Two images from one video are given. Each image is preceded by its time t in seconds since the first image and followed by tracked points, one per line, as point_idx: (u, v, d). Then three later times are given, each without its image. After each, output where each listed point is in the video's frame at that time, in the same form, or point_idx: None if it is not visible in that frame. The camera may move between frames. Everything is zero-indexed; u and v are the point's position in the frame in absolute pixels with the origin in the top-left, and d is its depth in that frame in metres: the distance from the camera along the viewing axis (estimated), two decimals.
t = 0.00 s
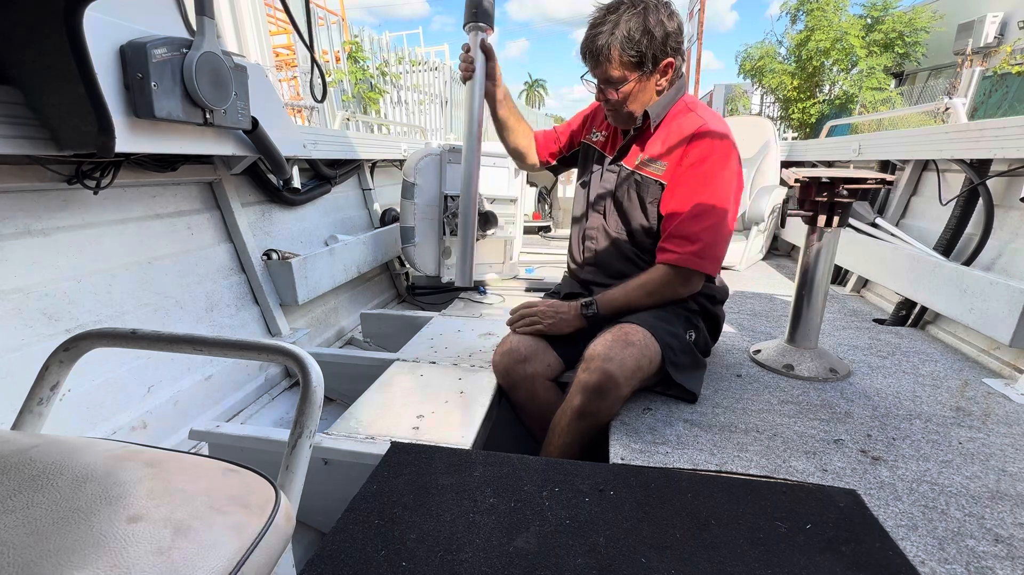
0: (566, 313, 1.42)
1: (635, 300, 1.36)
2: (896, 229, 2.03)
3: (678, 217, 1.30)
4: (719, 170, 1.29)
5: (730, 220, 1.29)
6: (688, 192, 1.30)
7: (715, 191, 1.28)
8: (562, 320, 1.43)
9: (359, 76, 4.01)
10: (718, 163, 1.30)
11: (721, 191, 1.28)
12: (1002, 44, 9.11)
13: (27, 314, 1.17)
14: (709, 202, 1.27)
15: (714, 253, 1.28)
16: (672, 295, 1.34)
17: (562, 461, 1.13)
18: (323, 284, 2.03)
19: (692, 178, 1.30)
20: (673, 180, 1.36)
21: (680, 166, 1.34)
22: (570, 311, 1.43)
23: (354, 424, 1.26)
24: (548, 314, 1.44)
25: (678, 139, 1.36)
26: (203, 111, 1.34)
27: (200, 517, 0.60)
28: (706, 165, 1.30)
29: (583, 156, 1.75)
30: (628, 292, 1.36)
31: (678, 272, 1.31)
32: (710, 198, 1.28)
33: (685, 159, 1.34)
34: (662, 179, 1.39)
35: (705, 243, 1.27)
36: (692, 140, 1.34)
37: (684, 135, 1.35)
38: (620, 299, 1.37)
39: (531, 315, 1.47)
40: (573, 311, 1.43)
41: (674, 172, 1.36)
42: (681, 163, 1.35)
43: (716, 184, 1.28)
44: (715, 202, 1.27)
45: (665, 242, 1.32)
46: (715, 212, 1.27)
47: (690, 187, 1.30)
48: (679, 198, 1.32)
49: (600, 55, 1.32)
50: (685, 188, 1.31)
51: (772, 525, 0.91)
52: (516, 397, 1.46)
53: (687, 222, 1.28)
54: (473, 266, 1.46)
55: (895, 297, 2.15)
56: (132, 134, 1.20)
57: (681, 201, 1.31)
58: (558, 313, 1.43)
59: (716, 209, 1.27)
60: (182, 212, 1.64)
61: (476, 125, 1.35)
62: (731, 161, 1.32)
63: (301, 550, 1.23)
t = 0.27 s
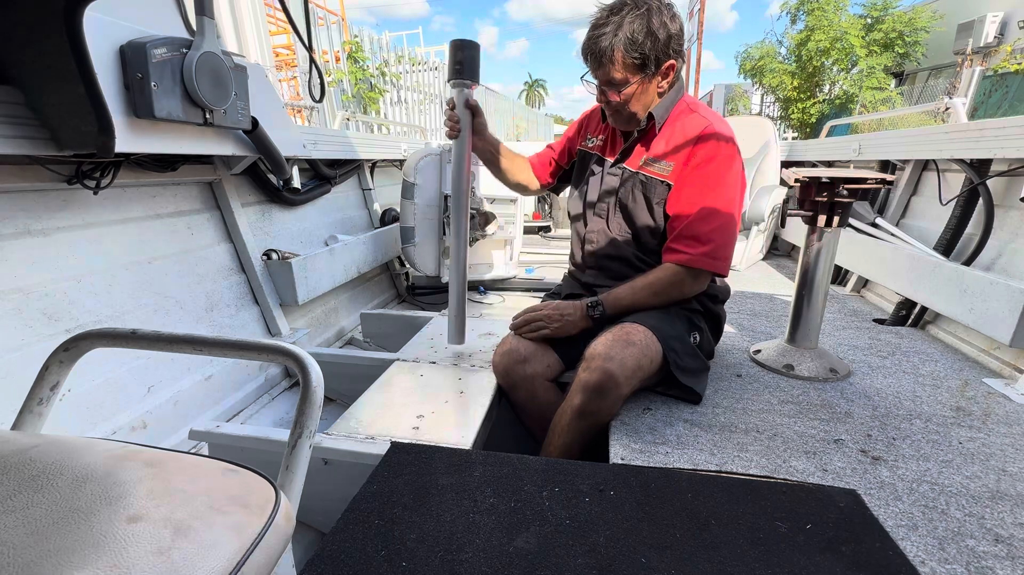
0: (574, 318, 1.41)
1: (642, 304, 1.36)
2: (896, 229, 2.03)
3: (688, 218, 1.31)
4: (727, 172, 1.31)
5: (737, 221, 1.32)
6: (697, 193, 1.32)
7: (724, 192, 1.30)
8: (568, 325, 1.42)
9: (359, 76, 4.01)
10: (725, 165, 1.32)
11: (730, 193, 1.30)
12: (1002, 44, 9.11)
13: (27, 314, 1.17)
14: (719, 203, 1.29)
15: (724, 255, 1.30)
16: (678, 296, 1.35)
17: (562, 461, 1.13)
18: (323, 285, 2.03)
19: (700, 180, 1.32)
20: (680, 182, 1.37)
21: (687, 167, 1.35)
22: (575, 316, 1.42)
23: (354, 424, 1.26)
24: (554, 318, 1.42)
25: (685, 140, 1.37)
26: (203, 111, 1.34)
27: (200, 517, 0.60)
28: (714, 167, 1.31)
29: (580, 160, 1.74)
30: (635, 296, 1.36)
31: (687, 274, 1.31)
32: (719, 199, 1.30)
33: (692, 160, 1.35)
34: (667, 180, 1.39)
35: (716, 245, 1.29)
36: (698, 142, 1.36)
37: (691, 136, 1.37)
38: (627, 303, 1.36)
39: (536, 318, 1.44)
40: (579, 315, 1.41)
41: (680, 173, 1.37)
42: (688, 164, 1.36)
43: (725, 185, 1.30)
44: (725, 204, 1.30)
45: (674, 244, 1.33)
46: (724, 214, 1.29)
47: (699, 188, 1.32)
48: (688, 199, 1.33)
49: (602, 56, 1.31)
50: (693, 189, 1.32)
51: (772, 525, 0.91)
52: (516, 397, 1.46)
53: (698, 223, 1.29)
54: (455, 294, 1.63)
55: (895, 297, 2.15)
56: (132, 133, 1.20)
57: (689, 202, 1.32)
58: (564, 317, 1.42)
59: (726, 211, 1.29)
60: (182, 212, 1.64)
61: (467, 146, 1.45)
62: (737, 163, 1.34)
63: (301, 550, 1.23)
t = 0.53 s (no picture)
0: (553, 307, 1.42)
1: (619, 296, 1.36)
2: (895, 229, 2.03)
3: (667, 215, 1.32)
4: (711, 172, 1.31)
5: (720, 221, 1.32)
6: (678, 192, 1.32)
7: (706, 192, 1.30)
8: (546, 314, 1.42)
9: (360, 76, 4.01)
10: (709, 165, 1.32)
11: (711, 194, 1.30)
12: (1002, 44, 9.11)
13: (27, 314, 1.17)
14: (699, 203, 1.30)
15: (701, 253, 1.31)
16: (655, 292, 1.34)
17: (562, 461, 1.13)
18: (323, 285, 2.03)
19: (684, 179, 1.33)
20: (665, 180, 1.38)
21: (673, 166, 1.36)
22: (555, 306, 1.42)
23: (354, 424, 1.26)
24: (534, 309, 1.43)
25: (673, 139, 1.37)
26: (203, 111, 1.34)
27: (200, 517, 0.60)
28: (698, 167, 1.32)
29: (575, 164, 1.74)
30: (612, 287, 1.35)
31: (665, 266, 1.31)
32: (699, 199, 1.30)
33: (677, 159, 1.36)
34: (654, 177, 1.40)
35: (693, 243, 1.29)
36: (686, 141, 1.35)
37: (679, 135, 1.37)
38: (603, 294, 1.36)
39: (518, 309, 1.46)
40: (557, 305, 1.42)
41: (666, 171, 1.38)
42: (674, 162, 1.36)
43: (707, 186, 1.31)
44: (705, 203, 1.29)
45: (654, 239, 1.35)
46: (705, 213, 1.30)
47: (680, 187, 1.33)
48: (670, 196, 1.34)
49: (596, 59, 1.31)
50: (676, 188, 1.33)
51: (772, 525, 0.91)
52: (516, 397, 1.46)
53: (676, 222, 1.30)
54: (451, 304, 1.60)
55: (895, 297, 2.15)
56: (132, 134, 1.20)
57: (671, 200, 1.33)
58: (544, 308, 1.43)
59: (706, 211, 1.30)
60: (182, 212, 1.64)
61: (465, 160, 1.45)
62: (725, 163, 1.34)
63: (301, 550, 1.23)
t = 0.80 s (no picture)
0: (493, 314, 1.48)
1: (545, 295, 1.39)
2: (896, 229, 2.03)
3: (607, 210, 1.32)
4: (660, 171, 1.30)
5: (659, 222, 1.29)
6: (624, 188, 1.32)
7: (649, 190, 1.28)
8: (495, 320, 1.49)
9: (359, 76, 4.01)
10: (664, 166, 1.30)
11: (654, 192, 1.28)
12: (1002, 44, 9.10)
13: (27, 314, 1.17)
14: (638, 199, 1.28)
15: (632, 251, 1.29)
16: (579, 283, 1.35)
17: (562, 461, 1.13)
18: (323, 285, 2.03)
19: (633, 176, 1.32)
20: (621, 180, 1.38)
21: (630, 165, 1.35)
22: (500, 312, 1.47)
23: (353, 424, 1.26)
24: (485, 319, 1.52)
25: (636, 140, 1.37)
26: (203, 111, 1.34)
27: (200, 517, 0.60)
28: (650, 165, 1.30)
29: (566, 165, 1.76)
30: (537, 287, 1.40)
31: (580, 254, 1.32)
32: (641, 195, 1.28)
33: (633, 158, 1.36)
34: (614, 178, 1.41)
35: (621, 238, 1.28)
36: (645, 141, 1.35)
37: (642, 135, 1.36)
38: (528, 294, 1.41)
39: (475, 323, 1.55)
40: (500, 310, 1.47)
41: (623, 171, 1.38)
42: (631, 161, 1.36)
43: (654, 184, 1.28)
44: (645, 200, 1.27)
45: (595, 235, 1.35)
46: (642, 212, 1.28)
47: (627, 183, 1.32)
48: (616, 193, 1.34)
49: (573, 68, 1.32)
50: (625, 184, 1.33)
51: (772, 525, 0.91)
52: (516, 398, 1.46)
53: (613, 216, 1.29)
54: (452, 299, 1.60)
55: (895, 297, 2.15)
56: (132, 134, 1.20)
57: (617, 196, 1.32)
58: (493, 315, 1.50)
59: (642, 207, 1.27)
60: (182, 212, 1.64)
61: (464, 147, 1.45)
62: (680, 166, 1.31)
63: (301, 550, 1.23)
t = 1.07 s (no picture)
0: (476, 326, 1.49)
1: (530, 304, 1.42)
2: (896, 229, 2.03)
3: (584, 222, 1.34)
4: (628, 175, 1.29)
5: (633, 227, 1.28)
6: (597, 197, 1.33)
7: (619, 196, 1.27)
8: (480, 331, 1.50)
9: (359, 76, 4.01)
10: (634, 170, 1.29)
11: (624, 197, 1.27)
12: (1002, 44, 9.11)
13: (27, 314, 1.17)
14: (610, 207, 1.28)
15: (608, 260, 1.30)
16: (563, 293, 1.38)
17: (562, 461, 1.13)
18: (323, 285, 2.03)
19: (605, 184, 1.32)
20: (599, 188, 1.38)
21: (605, 173, 1.36)
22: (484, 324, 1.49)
23: (353, 424, 1.26)
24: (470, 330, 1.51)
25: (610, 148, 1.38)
26: (202, 111, 1.34)
27: (200, 517, 0.60)
28: (619, 171, 1.30)
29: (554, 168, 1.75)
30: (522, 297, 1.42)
31: (560, 266, 1.35)
32: (611, 202, 1.28)
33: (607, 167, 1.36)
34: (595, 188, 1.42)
35: (597, 248, 1.29)
36: (617, 148, 1.35)
37: (616, 142, 1.37)
38: (512, 305, 1.43)
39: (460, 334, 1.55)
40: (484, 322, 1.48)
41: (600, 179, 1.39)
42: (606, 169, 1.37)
43: (624, 189, 1.27)
44: (616, 207, 1.27)
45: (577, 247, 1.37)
46: (614, 218, 1.28)
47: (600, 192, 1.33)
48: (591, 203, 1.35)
49: (549, 77, 1.33)
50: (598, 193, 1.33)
51: (772, 525, 0.91)
52: (516, 398, 1.46)
53: (587, 226, 1.30)
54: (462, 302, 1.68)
55: (895, 297, 2.15)
56: (132, 134, 1.20)
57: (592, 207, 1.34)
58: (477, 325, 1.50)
59: (615, 214, 1.27)
60: (182, 212, 1.64)
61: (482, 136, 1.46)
62: (651, 166, 1.29)
63: (301, 549, 1.23)
